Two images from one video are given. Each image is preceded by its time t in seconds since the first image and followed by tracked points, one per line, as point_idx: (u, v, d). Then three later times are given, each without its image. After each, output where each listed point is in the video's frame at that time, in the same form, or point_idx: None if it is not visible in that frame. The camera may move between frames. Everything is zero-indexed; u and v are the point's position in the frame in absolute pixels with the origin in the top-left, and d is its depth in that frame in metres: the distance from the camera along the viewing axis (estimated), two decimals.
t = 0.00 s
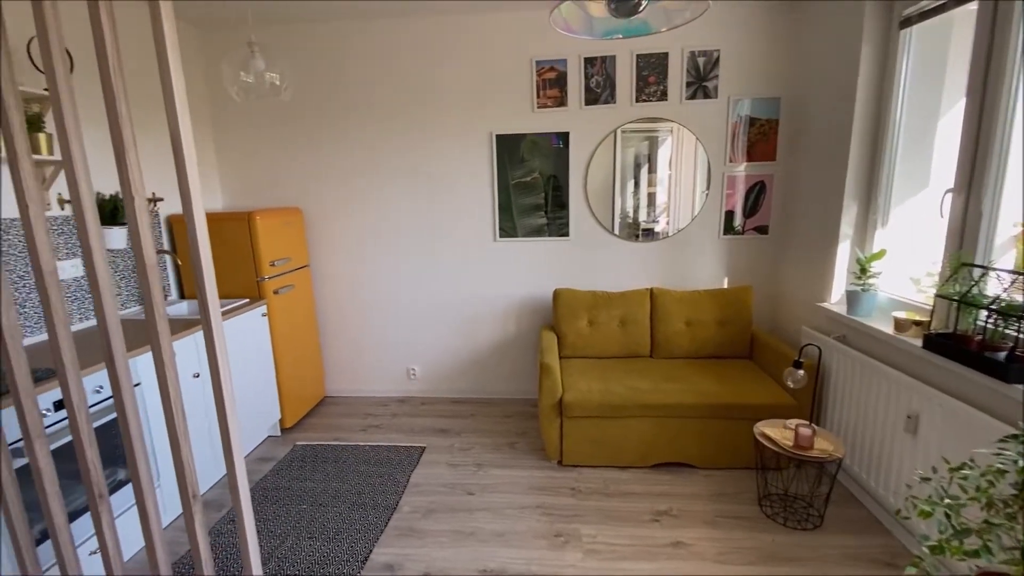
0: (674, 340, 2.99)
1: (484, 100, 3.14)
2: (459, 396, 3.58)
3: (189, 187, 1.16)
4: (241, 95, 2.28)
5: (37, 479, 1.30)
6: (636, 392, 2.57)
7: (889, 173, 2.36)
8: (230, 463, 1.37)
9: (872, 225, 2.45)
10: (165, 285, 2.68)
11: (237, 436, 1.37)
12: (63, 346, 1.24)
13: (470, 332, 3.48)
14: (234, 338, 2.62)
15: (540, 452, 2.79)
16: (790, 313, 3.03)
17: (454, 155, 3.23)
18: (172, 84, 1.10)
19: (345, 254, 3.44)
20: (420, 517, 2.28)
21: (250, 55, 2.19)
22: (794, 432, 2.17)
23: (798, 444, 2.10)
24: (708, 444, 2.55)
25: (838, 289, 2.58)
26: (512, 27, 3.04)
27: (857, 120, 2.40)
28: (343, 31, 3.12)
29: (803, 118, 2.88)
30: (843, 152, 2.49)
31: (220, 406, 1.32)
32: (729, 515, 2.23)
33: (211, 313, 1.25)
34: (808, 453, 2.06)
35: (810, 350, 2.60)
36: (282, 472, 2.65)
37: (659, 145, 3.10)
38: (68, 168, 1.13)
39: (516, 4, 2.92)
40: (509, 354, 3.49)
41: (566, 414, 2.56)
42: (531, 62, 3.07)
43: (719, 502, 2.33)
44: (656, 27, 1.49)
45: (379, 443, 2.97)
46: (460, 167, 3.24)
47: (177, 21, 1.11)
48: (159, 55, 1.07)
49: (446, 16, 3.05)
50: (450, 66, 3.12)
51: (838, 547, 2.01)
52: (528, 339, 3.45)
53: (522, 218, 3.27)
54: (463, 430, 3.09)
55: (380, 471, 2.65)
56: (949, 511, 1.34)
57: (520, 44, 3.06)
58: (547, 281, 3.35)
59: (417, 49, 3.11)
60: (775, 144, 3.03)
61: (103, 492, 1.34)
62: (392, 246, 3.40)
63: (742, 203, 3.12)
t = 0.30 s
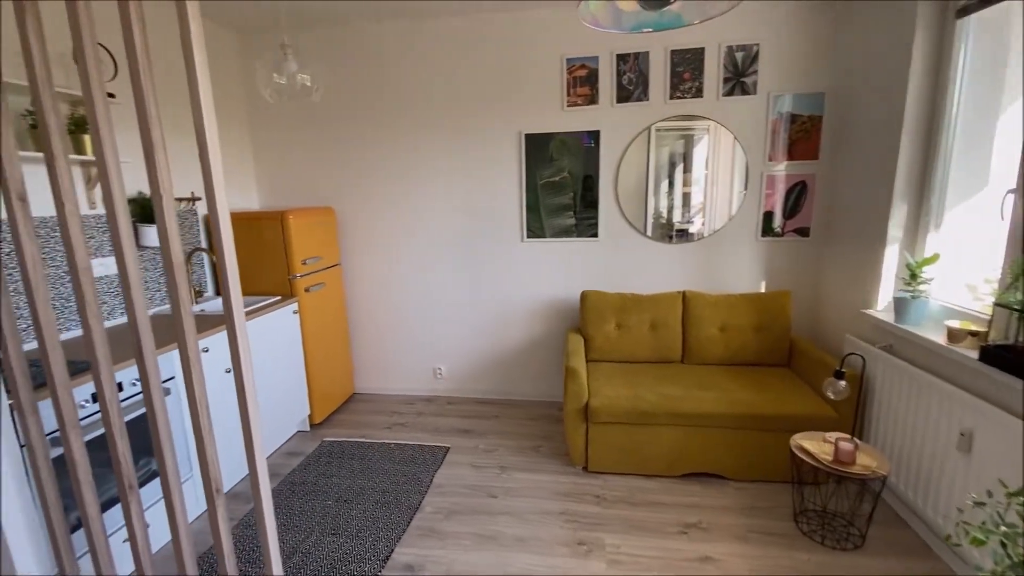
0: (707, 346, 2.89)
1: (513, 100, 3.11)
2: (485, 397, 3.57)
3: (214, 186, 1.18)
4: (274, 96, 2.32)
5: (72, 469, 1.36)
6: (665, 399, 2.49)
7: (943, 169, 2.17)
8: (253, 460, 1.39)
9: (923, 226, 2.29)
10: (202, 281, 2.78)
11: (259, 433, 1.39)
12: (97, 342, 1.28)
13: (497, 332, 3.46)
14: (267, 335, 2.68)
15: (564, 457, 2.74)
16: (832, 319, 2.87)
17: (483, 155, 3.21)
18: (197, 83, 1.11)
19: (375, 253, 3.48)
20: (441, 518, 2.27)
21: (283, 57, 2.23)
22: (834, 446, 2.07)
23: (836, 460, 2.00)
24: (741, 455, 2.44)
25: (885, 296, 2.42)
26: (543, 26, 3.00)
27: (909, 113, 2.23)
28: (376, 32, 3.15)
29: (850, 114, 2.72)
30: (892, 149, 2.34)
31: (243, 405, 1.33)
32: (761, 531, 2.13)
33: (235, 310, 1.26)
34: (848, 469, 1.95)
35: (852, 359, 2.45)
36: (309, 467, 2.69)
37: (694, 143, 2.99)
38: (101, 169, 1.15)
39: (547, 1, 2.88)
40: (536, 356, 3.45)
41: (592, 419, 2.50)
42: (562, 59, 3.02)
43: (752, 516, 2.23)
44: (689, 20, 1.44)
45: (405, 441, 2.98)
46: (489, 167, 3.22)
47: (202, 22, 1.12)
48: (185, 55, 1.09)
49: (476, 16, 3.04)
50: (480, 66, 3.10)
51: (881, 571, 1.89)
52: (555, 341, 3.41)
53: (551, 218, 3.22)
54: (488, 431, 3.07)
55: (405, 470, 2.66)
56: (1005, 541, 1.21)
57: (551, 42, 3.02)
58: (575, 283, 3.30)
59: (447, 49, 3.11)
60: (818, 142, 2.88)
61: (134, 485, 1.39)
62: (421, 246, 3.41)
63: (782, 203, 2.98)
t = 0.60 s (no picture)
0: (742, 352, 2.78)
1: (542, 100, 3.08)
2: (510, 398, 3.55)
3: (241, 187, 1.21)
4: (305, 98, 2.37)
5: (107, 459, 1.43)
6: (695, 406, 2.41)
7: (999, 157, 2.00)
8: (275, 457, 1.42)
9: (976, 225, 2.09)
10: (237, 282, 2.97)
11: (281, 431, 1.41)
12: (130, 337, 1.34)
13: (523, 334, 3.44)
14: (297, 333, 2.74)
15: (589, 463, 2.69)
16: (877, 327, 2.72)
17: (512, 155, 3.20)
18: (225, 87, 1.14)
19: (403, 253, 3.51)
20: (463, 520, 2.26)
21: (314, 60, 2.28)
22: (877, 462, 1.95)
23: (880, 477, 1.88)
24: (776, 467, 2.34)
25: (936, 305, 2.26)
26: (573, 24, 2.96)
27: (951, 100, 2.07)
28: (407, 34, 3.18)
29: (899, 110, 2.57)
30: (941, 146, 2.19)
31: (267, 402, 1.36)
32: (796, 549, 2.03)
33: (258, 309, 1.28)
34: (892, 488, 1.83)
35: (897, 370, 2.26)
36: (336, 463, 2.74)
37: (731, 143, 2.89)
38: (133, 169, 1.20)
39: None
40: (562, 359, 3.40)
41: (618, 425, 2.44)
42: (593, 58, 2.97)
43: (786, 533, 2.13)
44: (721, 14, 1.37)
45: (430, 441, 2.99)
46: (517, 167, 3.21)
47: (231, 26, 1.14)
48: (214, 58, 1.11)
49: (506, 15, 3.03)
50: (509, 66, 3.09)
51: None
52: (582, 344, 3.35)
53: (579, 219, 3.17)
54: (512, 433, 3.05)
55: (429, 470, 2.67)
56: None
57: (581, 40, 2.97)
58: (603, 285, 3.24)
59: (477, 49, 3.11)
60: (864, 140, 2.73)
61: (164, 477, 1.44)
62: (449, 246, 3.43)
63: (823, 204, 2.84)
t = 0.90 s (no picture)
0: (775, 361, 2.67)
1: (571, 99, 3.05)
2: (535, 401, 3.52)
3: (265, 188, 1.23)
4: (335, 100, 2.41)
5: (138, 452, 1.50)
6: (724, 416, 2.33)
7: None
8: (295, 454, 1.45)
9: None
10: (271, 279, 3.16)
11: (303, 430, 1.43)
12: (160, 335, 1.39)
13: (549, 336, 3.41)
14: (325, 331, 2.79)
15: (614, 470, 2.64)
16: (924, 337, 2.56)
17: (539, 156, 3.17)
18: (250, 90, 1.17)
19: (430, 254, 3.54)
20: (484, 523, 2.25)
21: (344, 63, 2.32)
22: (923, 482, 1.83)
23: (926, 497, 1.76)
24: (811, 482, 2.23)
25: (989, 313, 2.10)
26: (604, 22, 2.91)
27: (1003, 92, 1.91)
28: (436, 35, 3.20)
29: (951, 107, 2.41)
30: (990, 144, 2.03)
31: (287, 400, 1.39)
32: (830, 570, 1.93)
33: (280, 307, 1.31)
34: (940, 510, 1.71)
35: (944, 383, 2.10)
36: (361, 461, 2.78)
37: (769, 142, 2.78)
38: (165, 172, 1.24)
39: None
40: (588, 362, 3.35)
41: (643, 433, 2.38)
42: (623, 56, 2.91)
43: (820, 552, 2.02)
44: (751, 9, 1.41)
45: (453, 441, 3.00)
46: (544, 168, 3.18)
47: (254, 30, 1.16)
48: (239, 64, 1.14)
49: (535, 15, 3.01)
50: (537, 65, 3.07)
51: None
52: (609, 348, 3.29)
53: (608, 220, 3.12)
54: (536, 437, 3.02)
55: (451, 471, 2.67)
56: None
57: (611, 39, 2.92)
58: (631, 288, 3.17)
59: (506, 49, 3.10)
60: (912, 139, 2.57)
61: (190, 471, 1.48)
62: (476, 246, 3.43)
63: (867, 206, 2.69)
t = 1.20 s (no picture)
0: (811, 370, 2.55)
1: (599, 99, 3.00)
2: (559, 405, 3.48)
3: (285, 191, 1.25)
4: (362, 104, 2.44)
5: (167, 445, 1.56)
6: (753, 426, 2.24)
7: None
8: (312, 453, 1.48)
9: None
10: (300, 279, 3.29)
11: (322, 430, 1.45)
12: (187, 333, 1.43)
13: (574, 340, 3.36)
14: (351, 331, 2.83)
15: (637, 479, 2.58)
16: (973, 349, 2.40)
17: (566, 157, 3.14)
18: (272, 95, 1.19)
19: (456, 255, 3.55)
20: (503, 528, 2.23)
21: (371, 66, 2.35)
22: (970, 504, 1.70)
23: (971, 520, 1.64)
24: (846, 499, 2.12)
25: None
26: (633, 20, 2.85)
27: None
28: (463, 37, 3.20)
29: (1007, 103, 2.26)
30: None
31: (304, 399, 1.43)
32: None
33: (299, 306, 1.36)
34: (988, 536, 1.59)
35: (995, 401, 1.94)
36: (384, 460, 2.80)
37: (808, 142, 2.67)
38: (192, 175, 1.29)
39: None
40: (613, 367, 3.29)
41: (669, 442, 2.32)
42: (652, 55, 2.85)
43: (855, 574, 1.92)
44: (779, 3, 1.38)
45: (475, 443, 2.99)
46: (571, 169, 3.14)
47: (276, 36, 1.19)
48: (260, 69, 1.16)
49: (563, 15, 2.98)
50: (565, 65, 3.03)
51: None
52: (634, 353, 3.23)
53: (635, 223, 3.05)
54: (559, 442, 2.99)
55: (472, 473, 2.66)
56: None
57: (640, 37, 2.86)
58: (658, 292, 3.10)
59: (533, 50, 3.08)
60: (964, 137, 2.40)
61: (215, 466, 1.53)
62: (501, 248, 3.42)
63: (913, 209, 2.53)
